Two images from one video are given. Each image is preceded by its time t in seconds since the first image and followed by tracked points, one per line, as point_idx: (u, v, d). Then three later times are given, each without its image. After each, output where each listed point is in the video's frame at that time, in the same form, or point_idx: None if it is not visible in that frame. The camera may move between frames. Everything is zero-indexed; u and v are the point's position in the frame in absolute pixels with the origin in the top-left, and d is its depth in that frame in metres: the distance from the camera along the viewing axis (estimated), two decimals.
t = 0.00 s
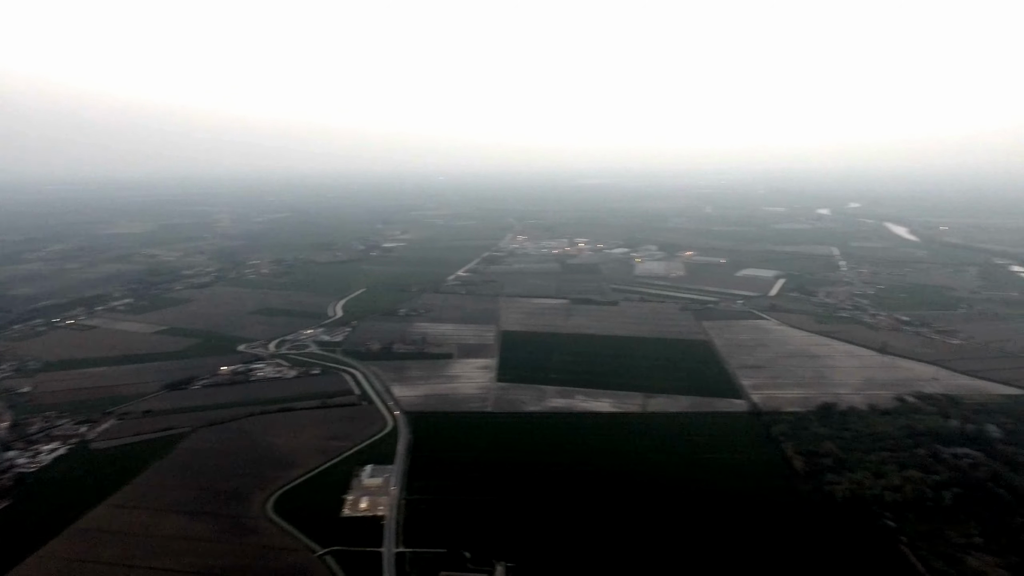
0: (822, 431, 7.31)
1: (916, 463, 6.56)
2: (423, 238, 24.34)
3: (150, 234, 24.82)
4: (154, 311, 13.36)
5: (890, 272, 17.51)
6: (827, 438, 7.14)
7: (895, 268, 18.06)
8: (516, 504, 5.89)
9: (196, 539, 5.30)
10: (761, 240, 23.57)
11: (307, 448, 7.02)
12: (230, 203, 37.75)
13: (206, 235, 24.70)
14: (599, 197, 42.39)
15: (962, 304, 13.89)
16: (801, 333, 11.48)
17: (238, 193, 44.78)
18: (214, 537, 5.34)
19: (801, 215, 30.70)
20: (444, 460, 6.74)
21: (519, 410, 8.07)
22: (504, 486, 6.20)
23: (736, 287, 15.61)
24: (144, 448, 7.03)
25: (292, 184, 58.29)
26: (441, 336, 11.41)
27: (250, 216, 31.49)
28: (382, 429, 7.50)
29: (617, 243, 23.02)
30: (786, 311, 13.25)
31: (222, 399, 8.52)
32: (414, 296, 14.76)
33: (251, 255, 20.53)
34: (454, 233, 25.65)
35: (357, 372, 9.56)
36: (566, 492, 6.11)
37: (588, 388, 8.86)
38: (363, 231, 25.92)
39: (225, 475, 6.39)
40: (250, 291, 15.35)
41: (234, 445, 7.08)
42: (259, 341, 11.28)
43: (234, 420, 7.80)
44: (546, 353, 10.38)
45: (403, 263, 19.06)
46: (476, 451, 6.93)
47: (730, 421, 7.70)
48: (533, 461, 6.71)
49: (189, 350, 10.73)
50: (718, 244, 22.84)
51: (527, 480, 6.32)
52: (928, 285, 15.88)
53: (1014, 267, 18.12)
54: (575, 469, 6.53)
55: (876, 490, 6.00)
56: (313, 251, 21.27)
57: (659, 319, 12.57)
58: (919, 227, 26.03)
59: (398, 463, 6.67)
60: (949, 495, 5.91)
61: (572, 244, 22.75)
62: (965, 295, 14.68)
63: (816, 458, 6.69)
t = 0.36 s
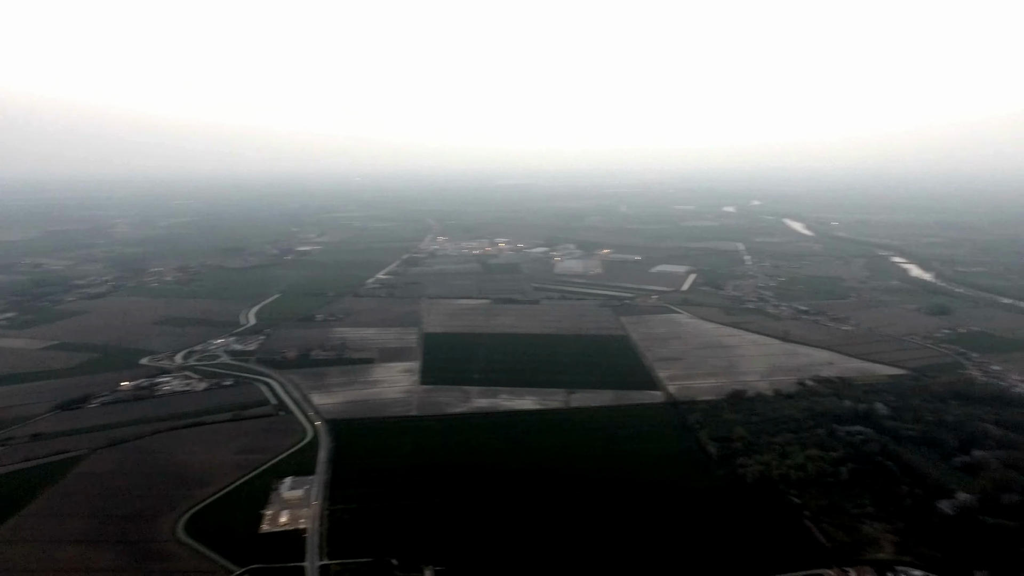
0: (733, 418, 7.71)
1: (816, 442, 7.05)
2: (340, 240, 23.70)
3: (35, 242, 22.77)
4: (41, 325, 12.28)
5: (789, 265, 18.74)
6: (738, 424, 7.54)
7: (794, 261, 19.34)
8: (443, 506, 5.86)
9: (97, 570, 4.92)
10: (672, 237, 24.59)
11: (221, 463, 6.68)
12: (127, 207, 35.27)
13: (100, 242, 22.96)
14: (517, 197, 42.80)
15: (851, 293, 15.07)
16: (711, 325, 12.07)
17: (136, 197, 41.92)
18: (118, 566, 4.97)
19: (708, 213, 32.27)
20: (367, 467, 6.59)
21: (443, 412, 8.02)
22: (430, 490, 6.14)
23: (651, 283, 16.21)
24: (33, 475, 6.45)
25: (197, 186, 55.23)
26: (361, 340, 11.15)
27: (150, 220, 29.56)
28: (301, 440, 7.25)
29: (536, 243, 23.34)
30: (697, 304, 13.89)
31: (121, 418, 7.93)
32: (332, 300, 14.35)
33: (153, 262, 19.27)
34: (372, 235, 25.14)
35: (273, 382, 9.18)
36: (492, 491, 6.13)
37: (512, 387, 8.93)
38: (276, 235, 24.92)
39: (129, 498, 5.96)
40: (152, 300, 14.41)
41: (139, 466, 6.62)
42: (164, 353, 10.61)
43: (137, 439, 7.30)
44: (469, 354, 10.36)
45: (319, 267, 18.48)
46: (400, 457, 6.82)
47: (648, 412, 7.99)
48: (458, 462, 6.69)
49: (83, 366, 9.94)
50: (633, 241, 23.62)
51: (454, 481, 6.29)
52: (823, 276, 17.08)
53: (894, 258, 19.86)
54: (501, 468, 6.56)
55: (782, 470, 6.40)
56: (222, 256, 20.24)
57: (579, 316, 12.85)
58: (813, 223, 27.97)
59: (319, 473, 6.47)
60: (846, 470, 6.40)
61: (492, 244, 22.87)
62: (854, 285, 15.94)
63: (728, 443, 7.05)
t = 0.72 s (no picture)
0: (652, 409, 8.00)
1: (728, 428, 7.43)
2: (250, 245, 22.66)
3: None
4: None
5: (699, 260, 19.65)
6: (656, 414, 7.83)
7: (703, 257, 20.30)
8: (368, 514, 5.73)
9: None
10: (589, 235, 25.21)
11: (124, 486, 6.23)
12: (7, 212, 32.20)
13: None
14: (436, 197, 42.54)
15: (756, 286, 16.00)
16: (628, 321, 12.47)
17: (16, 201, 38.33)
18: None
19: (622, 211, 33.32)
20: (287, 480, 6.34)
21: (365, 419, 7.84)
22: (354, 499, 5.99)
23: (570, 281, 16.55)
24: None
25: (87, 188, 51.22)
26: (277, 348, 10.71)
27: (34, 226, 27.13)
28: (214, 455, 6.88)
29: (456, 243, 23.27)
30: (615, 300, 14.31)
31: (3, 444, 7.22)
32: (243, 308, 13.70)
33: (39, 272, 17.70)
34: (286, 238, 24.21)
35: (181, 396, 8.66)
36: (419, 495, 6.06)
37: (437, 389, 8.86)
38: (179, 240, 23.51)
39: (17, 531, 5.46)
40: (39, 314, 13.23)
41: (27, 495, 6.06)
42: (56, 370, 9.78)
43: (26, 465, 6.68)
44: (391, 358, 10.18)
45: (229, 273, 17.61)
46: (322, 467, 6.61)
47: (571, 407, 8.14)
48: (383, 468, 6.57)
49: None
50: (552, 240, 24.02)
51: (379, 489, 6.17)
52: (730, 271, 18.03)
53: (792, 252, 21.26)
54: (428, 472, 6.49)
55: (698, 456, 6.70)
56: (119, 264, 18.87)
57: (501, 315, 12.92)
58: (720, 220, 29.46)
59: (235, 489, 6.17)
60: (755, 453, 6.78)
61: (412, 246, 22.59)
62: (757, 278, 16.93)
63: (648, 434, 7.30)
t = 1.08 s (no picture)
0: (577, 404, 8.16)
1: (650, 419, 7.69)
2: (155, 251, 21.31)
3: None
4: None
5: (618, 258, 20.23)
6: (581, 409, 7.99)
7: (622, 254, 20.91)
8: (292, 529, 5.52)
9: None
10: (512, 235, 25.41)
11: (14, 517, 5.71)
12: None
13: None
14: (356, 199, 41.59)
15: (672, 281, 16.65)
16: (552, 319, 12.66)
17: None
18: None
19: (544, 211, 33.81)
20: (201, 498, 6.02)
21: (286, 429, 7.56)
22: (276, 513, 5.76)
23: (494, 281, 16.61)
24: None
25: None
26: (187, 360, 10.13)
27: None
28: (119, 477, 6.43)
29: (377, 246, 22.85)
30: (538, 299, 14.49)
31: None
32: (149, 318, 12.87)
33: None
34: (194, 244, 22.95)
35: (79, 415, 8.03)
36: (344, 505, 5.90)
37: (360, 396, 8.66)
38: (73, 247, 21.78)
39: None
40: None
41: None
42: None
43: None
44: (312, 365, 9.86)
45: (131, 281, 16.49)
46: (240, 482, 6.32)
47: (498, 407, 8.18)
48: (306, 479, 6.35)
49: None
50: (475, 241, 24.03)
51: (302, 501, 5.96)
52: (647, 267, 18.66)
53: (704, 248, 22.28)
54: (353, 480, 6.33)
55: (622, 448, 6.90)
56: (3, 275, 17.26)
57: (425, 317, 12.80)
58: (636, 219, 30.45)
59: (144, 511, 5.79)
60: (675, 442, 7.06)
61: (331, 249, 21.98)
62: (673, 274, 17.63)
63: (574, 429, 7.44)
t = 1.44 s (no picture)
0: (505, 403, 8.21)
1: (576, 414, 7.85)
2: (47, 259, 19.69)
3: None
4: None
5: (542, 257, 20.51)
6: (509, 408, 8.04)
7: (546, 253, 21.22)
8: (209, 549, 5.25)
9: None
10: (436, 236, 25.24)
11: None
12: None
13: None
14: (272, 201, 40.06)
15: (594, 278, 17.05)
16: (478, 319, 12.67)
17: None
18: None
19: (468, 212, 33.78)
20: (108, 523, 5.62)
21: (201, 444, 7.17)
22: (192, 533, 5.46)
23: (419, 283, 16.44)
24: None
25: None
26: (88, 375, 9.43)
27: None
28: (11, 506, 5.91)
29: (296, 249, 22.11)
30: (464, 300, 14.46)
31: None
32: (42, 332, 11.88)
33: None
34: (93, 251, 21.38)
35: None
36: (266, 519, 5.67)
37: (282, 405, 8.35)
38: None
39: None
40: None
41: None
42: None
43: None
44: (229, 375, 9.40)
45: (21, 293, 15.16)
46: (152, 502, 5.94)
47: (426, 410, 8.10)
48: (225, 495, 6.06)
49: None
50: (398, 243, 23.70)
51: (221, 518, 5.68)
52: (570, 265, 19.03)
53: (624, 246, 22.96)
54: (276, 494, 6.09)
55: (550, 444, 7.00)
56: None
57: (348, 322, 12.50)
58: (558, 218, 30.99)
59: (42, 542, 5.34)
60: (602, 436, 7.23)
61: (246, 253, 21.06)
62: (595, 271, 18.06)
63: (502, 428, 7.48)
